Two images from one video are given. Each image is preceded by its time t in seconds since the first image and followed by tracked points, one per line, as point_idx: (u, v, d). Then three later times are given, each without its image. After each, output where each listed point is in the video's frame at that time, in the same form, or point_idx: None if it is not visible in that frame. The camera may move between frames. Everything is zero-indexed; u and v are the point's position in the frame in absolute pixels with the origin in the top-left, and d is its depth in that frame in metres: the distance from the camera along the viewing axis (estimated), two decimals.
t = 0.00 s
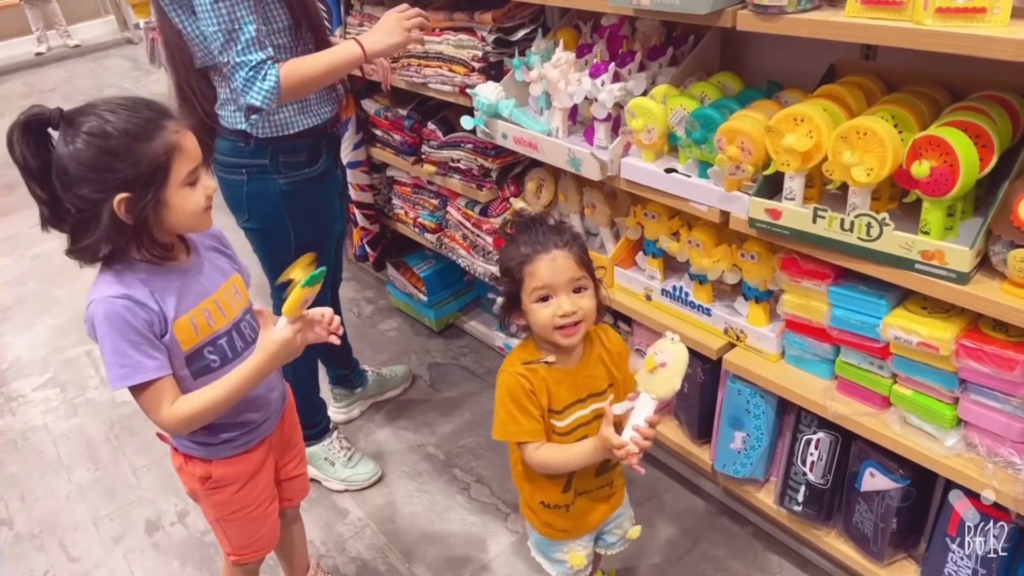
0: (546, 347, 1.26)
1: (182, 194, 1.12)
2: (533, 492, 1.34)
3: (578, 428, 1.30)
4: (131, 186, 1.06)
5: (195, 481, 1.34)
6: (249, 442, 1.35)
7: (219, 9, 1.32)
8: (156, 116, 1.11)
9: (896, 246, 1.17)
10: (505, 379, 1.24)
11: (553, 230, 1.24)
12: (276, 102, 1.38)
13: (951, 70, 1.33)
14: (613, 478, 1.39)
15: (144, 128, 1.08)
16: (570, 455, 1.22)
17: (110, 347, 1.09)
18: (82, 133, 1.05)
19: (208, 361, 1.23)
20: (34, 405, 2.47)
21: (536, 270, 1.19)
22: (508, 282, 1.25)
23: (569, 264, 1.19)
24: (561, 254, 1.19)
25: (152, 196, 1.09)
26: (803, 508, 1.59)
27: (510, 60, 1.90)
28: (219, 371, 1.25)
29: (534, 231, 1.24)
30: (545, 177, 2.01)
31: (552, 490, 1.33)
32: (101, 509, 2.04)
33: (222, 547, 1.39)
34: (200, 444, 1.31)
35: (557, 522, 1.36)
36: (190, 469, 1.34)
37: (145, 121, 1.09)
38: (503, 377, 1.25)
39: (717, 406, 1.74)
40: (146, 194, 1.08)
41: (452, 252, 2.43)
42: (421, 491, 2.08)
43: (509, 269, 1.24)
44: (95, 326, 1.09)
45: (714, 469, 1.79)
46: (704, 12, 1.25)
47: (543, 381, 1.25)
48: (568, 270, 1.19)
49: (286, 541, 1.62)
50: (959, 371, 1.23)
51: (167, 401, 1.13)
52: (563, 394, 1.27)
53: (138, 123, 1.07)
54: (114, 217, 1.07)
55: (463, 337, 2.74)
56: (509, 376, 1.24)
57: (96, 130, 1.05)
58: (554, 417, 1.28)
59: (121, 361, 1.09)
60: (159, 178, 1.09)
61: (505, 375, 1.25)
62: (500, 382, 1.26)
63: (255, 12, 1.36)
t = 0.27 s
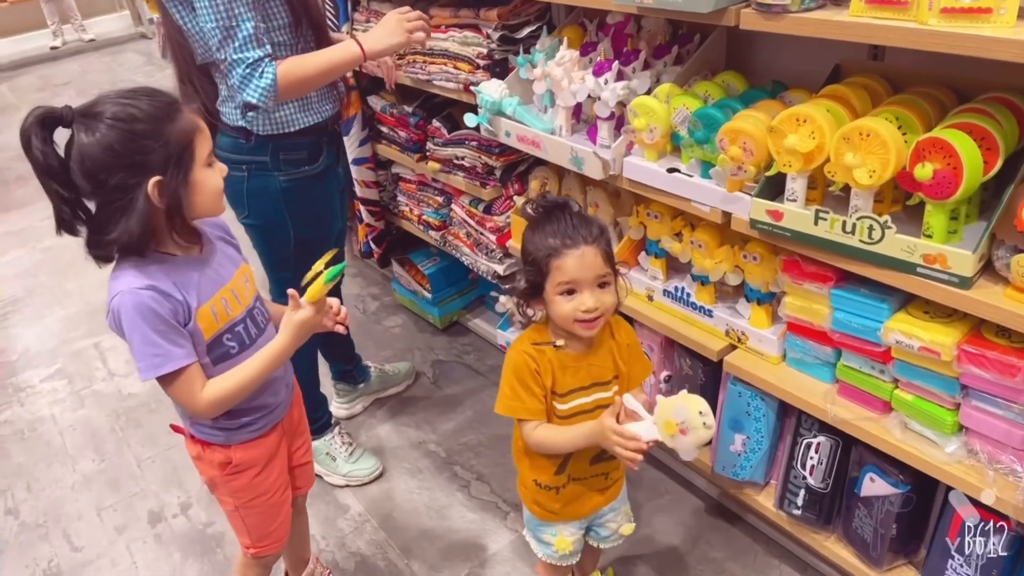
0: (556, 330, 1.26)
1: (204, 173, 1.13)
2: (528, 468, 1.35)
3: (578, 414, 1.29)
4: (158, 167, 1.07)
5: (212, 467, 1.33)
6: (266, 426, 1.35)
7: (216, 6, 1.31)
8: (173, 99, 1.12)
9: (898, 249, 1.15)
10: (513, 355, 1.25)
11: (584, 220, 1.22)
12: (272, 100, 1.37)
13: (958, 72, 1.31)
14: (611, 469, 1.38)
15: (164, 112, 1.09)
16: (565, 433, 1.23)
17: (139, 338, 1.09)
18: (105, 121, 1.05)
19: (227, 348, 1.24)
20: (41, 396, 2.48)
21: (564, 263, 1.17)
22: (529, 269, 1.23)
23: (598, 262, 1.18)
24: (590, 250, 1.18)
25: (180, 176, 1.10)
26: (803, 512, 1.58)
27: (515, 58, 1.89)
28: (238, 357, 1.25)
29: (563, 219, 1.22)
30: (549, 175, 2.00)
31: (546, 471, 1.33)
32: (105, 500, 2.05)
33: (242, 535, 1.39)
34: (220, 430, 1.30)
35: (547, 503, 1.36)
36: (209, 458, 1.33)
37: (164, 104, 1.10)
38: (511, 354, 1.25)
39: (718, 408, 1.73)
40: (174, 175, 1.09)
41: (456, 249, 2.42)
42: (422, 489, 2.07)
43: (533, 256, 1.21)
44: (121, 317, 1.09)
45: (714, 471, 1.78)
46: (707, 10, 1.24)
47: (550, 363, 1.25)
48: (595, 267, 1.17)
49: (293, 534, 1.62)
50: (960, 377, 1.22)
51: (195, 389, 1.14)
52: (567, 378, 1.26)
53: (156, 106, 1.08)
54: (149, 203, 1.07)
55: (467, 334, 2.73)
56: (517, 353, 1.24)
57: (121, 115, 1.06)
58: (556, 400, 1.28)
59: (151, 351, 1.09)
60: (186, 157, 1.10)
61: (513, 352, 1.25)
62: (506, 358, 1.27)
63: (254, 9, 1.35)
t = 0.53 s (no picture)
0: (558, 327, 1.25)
1: (223, 155, 1.14)
2: (525, 461, 1.36)
3: (577, 411, 1.29)
4: (184, 151, 1.08)
5: (244, 451, 1.33)
6: (287, 404, 1.36)
7: (204, 3, 1.32)
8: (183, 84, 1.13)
9: (903, 249, 1.14)
10: (513, 351, 1.25)
11: (600, 225, 1.19)
12: (258, 100, 1.38)
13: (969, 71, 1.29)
14: (612, 466, 1.38)
15: (181, 96, 1.09)
16: (565, 431, 1.23)
17: (175, 324, 1.09)
18: (126, 108, 1.04)
19: (249, 331, 1.25)
20: (47, 384, 2.49)
21: (578, 278, 1.16)
22: (537, 271, 1.21)
23: (611, 277, 1.17)
24: (606, 265, 1.16)
25: (205, 158, 1.10)
26: (804, 512, 1.57)
27: (522, 51, 1.88)
28: (260, 340, 1.27)
29: (579, 224, 1.18)
30: (555, 171, 1.99)
31: (545, 466, 1.34)
32: (109, 489, 2.06)
33: (286, 513, 1.41)
34: (247, 415, 1.30)
35: (546, 498, 1.36)
36: (239, 443, 1.32)
37: (179, 88, 1.10)
38: (512, 349, 1.25)
39: (720, 406, 1.73)
40: (198, 157, 1.09)
41: (461, 244, 2.42)
42: (424, 483, 2.07)
43: (545, 263, 1.19)
44: (154, 305, 1.09)
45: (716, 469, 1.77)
46: (713, 5, 1.24)
47: (551, 359, 1.25)
48: (609, 283, 1.17)
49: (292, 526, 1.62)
50: (963, 378, 1.21)
51: (229, 366, 1.15)
52: (568, 375, 1.26)
53: (173, 91, 1.08)
54: (180, 186, 1.07)
55: (472, 329, 2.73)
56: (518, 348, 1.24)
57: (143, 101, 1.05)
58: (556, 396, 1.27)
59: (187, 336, 1.10)
60: (207, 139, 1.11)
61: (514, 347, 1.25)
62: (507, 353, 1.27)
63: (245, 7, 1.35)
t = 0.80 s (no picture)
0: (551, 330, 1.25)
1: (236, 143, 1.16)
2: (520, 462, 1.36)
3: (572, 414, 1.30)
4: (202, 143, 1.08)
5: (282, 442, 1.33)
6: (310, 390, 1.38)
7: None
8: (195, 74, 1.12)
9: (903, 244, 1.14)
10: (507, 355, 1.25)
11: (594, 232, 1.18)
12: (254, 97, 1.38)
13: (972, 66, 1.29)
14: (607, 467, 1.38)
15: (197, 88, 1.08)
16: (560, 435, 1.24)
17: (222, 313, 1.10)
18: (142, 103, 1.03)
19: (275, 319, 1.27)
20: (47, 376, 2.50)
21: (575, 292, 1.15)
22: (532, 281, 1.19)
23: (608, 287, 1.17)
24: (604, 278, 1.16)
25: (221, 148, 1.11)
26: (802, 506, 1.57)
27: (525, 44, 1.88)
28: (286, 327, 1.30)
29: (575, 233, 1.17)
30: (557, 165, 1.99)
31: (540, 469, 1.34)
32: (107, 481, 2.07)
33: (326, 492, 1.41)
34: (281, 406, 1.31)
35: (542, 499, 1.37)
36: (276, 434, 1.32)
37: (194, 80, 1.09)
38: (505, 353, 1.25)
39: (720, 399, 1.73)
40: (218, 150, 1.11)
41: (462, 237, 2.42)
42: (423, 476, 2.08)
43: (541, 274, 1.17)
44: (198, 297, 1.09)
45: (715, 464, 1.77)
46: None
47: (545, 364, 1.24)
48: (603, 296, 1.17)
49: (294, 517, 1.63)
50: (962, 374, 1.21)
51: (270, 351, 1.16)
52: (563, 379, 1.26)
53: (187, 82, 1.08)
54: (203, 180, 1.09)
55: (473, 323, 2.74)
56: (510, 352, 1.24)
57: (159, 95, 1.05)
58: (550, 399, 1.28)
59: (235, 324, 1.11)
60: (223, 130, 1.11)
61: (507, 352, 1.25)
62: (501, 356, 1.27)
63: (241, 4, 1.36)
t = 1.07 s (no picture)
0: (541, 333, 1.25)
1: (255, 157, 1.13)
2: (514, 466, 1.37)
3: (565, 418, 1.30)
4: (216, 152, 1.06)
5: (326, 443, 1.35)
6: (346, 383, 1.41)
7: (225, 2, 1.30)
8: (221, 81, 1.10)
9: (900, 239, 1.15)
10: (497, 362, 1.25)
11: (577, 231, 1.18)
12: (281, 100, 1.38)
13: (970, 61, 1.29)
14: (602, 469, 1.38)
15: (217, 94, 1.07)
16: (554, 444, 1.24)
17: (286, 305, 1.14)
18: (155, 103, 1.03)
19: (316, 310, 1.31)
20: (45, 372, 2.50)
21: (564, 293, 1.16)
22: (519, 287, 1.19)
23: (596, 287, 1.17)
24: (591, 278, 1.16)
25: (236, 159, 1.09)
26: (799, 500, 1.58)
27: (523, 39, 1.88)
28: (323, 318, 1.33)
29: (556, 235, 1.17)
30: (555, 160, 1.98)
31: (535, 473, 1.34)
32: (106, 477, 2.07)
33: (358, 494, 1.43)
34: (332, 400, 1.34)
35: (539, 501, 1.37)
36: (324, 434, 1.34)
37: (216, 85, 1.08)
38: (495, 359, 1.26)
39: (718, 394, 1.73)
40: (231, 159, 1.08)
41: (461, 233, 2.42)
42: (422, 471, 2.08)
43: (528, 278, 1.17)
44: (259, 294, 1.12)
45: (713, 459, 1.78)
46: None
47: (536, 369, 1.25)
48: (593, 295, 1.17)
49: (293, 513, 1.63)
50: (958, 368, 1.21)
51: (333, 336, 1.20)
52: (554, 382, 1.26)
53: (208, 86, 1.07)
54: (210, 191, 1.06)
55: (472, 319, 2.74)
56: (500, 358, 1.25)
57: (174, 98, 1.04)
58: (543, 404, 1.28)
59: (298, 314, 1.14)
60: (241, 140, 1.09)
61: (497, 359, 1.25)
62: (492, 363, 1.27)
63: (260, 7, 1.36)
